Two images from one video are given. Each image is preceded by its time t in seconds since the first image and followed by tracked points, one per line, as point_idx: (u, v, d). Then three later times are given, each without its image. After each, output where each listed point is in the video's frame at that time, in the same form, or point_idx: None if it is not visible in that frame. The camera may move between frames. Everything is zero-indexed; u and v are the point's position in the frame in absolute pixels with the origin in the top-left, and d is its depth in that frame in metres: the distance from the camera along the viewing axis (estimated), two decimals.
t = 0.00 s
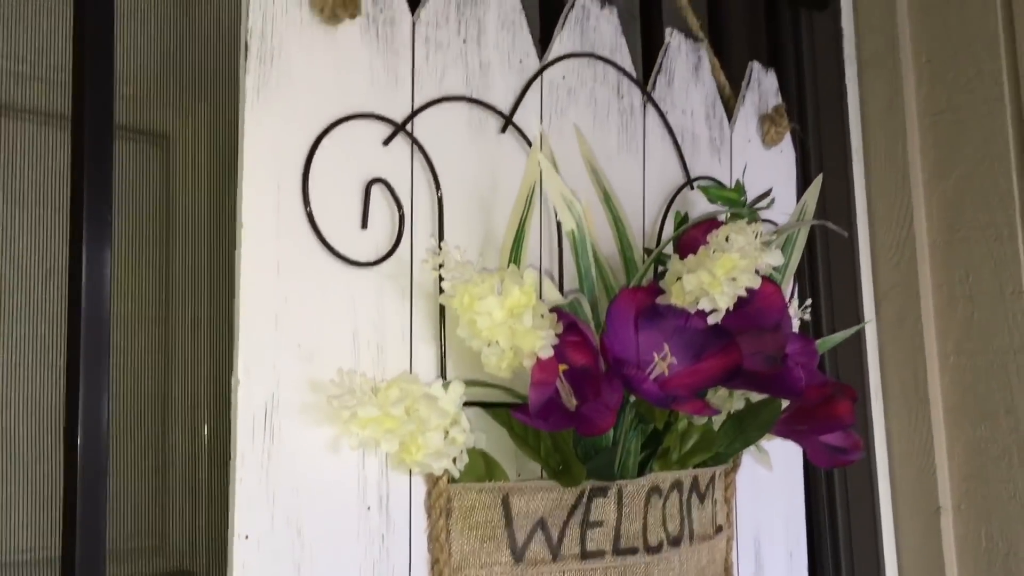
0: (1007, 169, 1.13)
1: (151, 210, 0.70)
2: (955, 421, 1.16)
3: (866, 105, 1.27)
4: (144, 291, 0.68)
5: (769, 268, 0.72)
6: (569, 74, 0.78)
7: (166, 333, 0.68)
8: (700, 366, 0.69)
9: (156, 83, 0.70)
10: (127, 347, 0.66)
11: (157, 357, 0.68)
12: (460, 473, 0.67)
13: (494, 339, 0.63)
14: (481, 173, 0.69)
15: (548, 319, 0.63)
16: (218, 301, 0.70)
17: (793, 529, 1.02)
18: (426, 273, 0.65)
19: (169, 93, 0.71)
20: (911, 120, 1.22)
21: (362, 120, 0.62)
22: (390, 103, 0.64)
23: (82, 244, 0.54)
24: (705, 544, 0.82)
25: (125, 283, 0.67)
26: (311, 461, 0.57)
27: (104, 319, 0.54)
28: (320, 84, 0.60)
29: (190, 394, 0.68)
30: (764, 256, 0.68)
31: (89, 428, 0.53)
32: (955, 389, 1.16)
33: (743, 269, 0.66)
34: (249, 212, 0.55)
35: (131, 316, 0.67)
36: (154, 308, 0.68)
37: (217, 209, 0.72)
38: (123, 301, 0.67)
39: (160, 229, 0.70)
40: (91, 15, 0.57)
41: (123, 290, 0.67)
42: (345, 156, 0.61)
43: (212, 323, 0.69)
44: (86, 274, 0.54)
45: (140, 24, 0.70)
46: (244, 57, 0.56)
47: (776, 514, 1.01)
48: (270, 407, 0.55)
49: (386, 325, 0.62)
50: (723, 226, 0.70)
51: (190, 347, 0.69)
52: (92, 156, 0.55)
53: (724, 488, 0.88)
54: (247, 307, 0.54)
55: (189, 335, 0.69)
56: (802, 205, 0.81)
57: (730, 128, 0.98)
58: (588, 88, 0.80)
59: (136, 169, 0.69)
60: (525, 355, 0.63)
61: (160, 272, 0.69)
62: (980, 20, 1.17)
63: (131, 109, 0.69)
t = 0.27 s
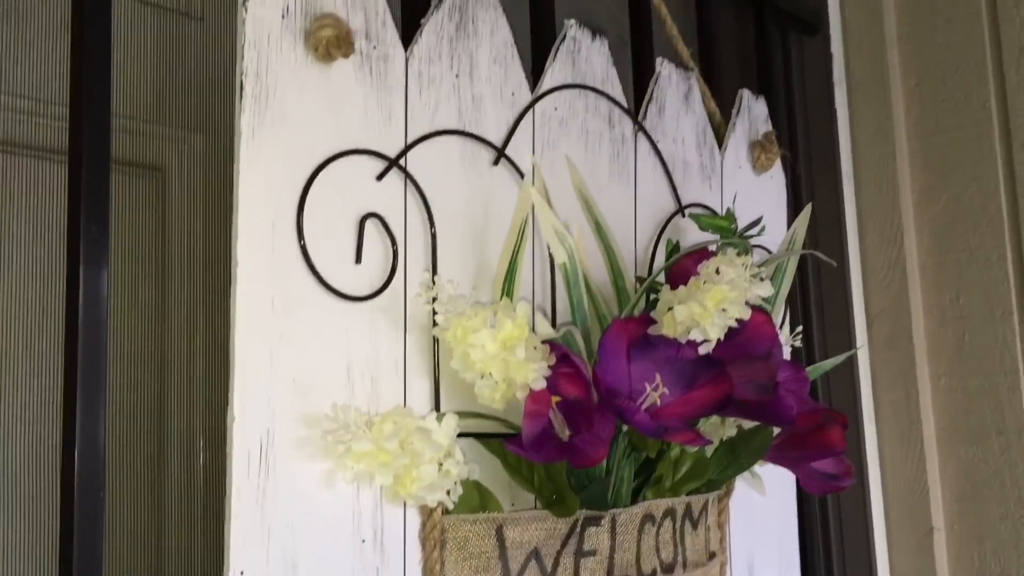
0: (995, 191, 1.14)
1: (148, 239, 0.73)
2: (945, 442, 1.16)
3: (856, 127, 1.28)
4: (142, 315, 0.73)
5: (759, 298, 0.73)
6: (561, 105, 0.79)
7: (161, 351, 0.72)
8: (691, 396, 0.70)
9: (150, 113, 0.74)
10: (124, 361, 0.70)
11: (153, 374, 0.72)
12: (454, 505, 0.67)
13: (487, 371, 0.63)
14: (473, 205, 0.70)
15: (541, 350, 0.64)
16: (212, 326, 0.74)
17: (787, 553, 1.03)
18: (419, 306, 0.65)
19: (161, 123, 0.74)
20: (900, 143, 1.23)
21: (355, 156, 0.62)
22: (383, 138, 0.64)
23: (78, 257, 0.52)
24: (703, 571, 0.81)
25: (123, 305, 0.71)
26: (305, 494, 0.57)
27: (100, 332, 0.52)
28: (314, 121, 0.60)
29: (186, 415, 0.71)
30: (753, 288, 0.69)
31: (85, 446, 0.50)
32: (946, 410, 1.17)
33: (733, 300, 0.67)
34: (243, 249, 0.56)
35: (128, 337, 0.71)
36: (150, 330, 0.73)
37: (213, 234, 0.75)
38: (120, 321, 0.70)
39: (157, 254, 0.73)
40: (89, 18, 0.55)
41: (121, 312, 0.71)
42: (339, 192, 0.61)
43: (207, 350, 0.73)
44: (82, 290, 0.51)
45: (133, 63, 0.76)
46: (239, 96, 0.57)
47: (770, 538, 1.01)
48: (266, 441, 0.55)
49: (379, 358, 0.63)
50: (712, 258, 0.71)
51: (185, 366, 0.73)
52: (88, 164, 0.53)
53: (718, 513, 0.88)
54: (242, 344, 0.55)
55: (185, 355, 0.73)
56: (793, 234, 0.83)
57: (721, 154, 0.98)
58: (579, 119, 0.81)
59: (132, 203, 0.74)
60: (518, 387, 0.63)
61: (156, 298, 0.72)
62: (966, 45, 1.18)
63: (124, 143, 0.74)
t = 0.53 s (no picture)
0: (990, 208, 1.15)
1: (147, 260, 0.73)
2: (941, 458, 1.17)
3: (851, 144, 1.28)
4: (141, 339, 0.71)
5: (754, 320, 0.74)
6: (557, 128, 0.80)
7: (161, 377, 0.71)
8: (687, 417, 0.70)
9: (150, 136, 0.74)
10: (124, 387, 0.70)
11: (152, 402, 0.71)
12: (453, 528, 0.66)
13: (485, 394, 0.64)
14: (471, 229, 0.71)
15: (539, 373, 0.64)
16: (211, 349, 0.74)
17: (784, 569, 1.03)
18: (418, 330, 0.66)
19: (164, 146, 0.74)
20: (895, 159, 1.24)
21: (355, 182, 0.63)
22: (382, 163, 0.65)
23: (81, 272, 0.52)
24: None
25: (122, 330, 0.70)
26: (305, 520, 0.58)
27: (102, 345, 0.52)
28: (313, 148, 0.61)
29: (186, 445, 0.73)
30: (749, 310, 0.69)
31: (88, 458, 0.50)
32: (943, 426, 1.17)
33: (729, 322, 0.68)
34: (243, 276, 0.56)
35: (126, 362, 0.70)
36: (150, 355, 0.71)
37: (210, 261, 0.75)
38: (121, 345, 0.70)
39: (156, 275, 0.72)
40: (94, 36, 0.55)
41: (120, 335, 0.70)
42: (338, 218, 0.62)
43: (208, 377, 0.73)
44: (84, 304, 0.52)
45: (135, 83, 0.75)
46: (239, 124, 0.57)
47: (767, 555, 1.01)
48: (266, 466, 0.56)
49: (378, 382, 0.63)
50: (708, 281, 0.71)
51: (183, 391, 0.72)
52: (91, 180, 0.53)
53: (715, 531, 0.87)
54: (243, 370, 0.55)
55: (184, 381, 0.72)
56: (787, 255, 0.84)
57: (717, 173, 0.99)
58: (576, 141, 0.82)
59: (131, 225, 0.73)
60: (516, 410, 0.64)
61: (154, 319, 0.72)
62: (961, 62, 1.19)
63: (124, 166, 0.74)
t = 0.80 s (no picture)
0: (994, 213, 1.15)
1: (156, 276, 0.80)
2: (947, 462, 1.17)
3: (854, 149, 1.29)
4: (152, 349, 0.79)
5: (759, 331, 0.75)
6: (562, 138, 0.80)
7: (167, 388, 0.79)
8: (693, 427, 0.70)
9: (157, 151, 0.80)
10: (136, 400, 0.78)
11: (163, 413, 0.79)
12: (461, 538, 0.67)
13: (492, 406, 0.64)
14: (476, 240, 0.71)
15: (544, 384, 0.65)
16: (216, 363, 0.84)
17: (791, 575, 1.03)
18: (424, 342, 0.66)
19: (175, 163, 0.81)
20: (898, 164, 1.24)
21: (361, 195, 0.63)
22: (388, 175, 0.65)
23: (88, 275, 0.53)
24: None
25: (135, 331, 0.76)
26: (313, 532, 0.58)
27: (109, 346, 0.53)
28: (319, 161, 0.61)
29: (191, 452, 0.81)
30: (753, 320, 0.69)
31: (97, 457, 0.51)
32: (948, 431, 1.17)
33: (734, 333, 0.68)
34: (250, 290, 0.56)
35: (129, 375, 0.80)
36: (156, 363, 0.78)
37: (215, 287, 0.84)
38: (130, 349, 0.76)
39: (164, 289, 0.80)
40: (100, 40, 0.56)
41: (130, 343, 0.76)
42: (345, 230, 0.62)
43: (213, 391, 0.83)
44: (92, 308, 0.52)
45: (141, 80, 0.80)
46: (246, 139, 0.57)
47: (773, 561, 1.01)
48: (274, 479, 0.56)
49: (385, 394, 0.63)
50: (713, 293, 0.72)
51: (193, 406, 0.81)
52: (99, 182, 0.54)
53: (722, 539, 0.87)
54: (250, 384, 0.56)
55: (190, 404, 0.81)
56: (792, 264, 0.84)
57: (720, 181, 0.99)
58: (580, 151, 0.82)
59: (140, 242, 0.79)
60: (522, 421, 0.64)
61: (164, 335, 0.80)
62: (964, 68, 1.19)
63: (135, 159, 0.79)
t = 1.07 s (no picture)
0: (1011, 212, 1.14)
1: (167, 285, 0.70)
2: (966, 463, 1.16)
3: (869, 148, 1.27)
4: (160, 362, 0.69)
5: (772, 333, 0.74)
6: (574, 141, 0.80)
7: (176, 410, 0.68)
8: (708, 431, 0.70)
9: (163, 155, 0.71)
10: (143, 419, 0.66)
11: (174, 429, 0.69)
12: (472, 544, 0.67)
13: (504, 411, 0.64)
14: (487, 245, 0.71)
15: (557, 390, 0.65)
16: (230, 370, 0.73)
17: None
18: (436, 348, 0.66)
19: (187, 168, 0.72)
20: (914, 163, 1.23)
21: (372, 201, 0.63)
22: (398, 181, 0.65)
23: (99, 276, 0.53)
24: None
25: (143, 353, 0.67)
26: (325, 540, 0.58)
27: (122, 344, 0.53)
28: (330, 167, 0.61)
29: (206, 460, 0.70)
30: (766, 327, 0.70)
31: (111, 457, 0.51)
32: (966, 431, 1.16)
33: (747, 336, 0.68)
34: (261, 298, 0.56)
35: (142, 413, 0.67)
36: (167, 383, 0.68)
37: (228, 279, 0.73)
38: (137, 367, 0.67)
39: (174, 298, 0.70)
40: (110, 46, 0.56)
41: (140, 358, 0.67)
42: (355, 237, 0.62)
43: (227, 398, 0.72)
44: (104, 308, 0.52)
45: (150, 110, 0.70)
46: (256, 146, 0.57)
47: (788, 563, 1.01)
48: (286, 488, 0.56)
49: (397, 401, 0.63)
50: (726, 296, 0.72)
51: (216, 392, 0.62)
52: (110, 185, 0.54)
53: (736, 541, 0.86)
54: (262, 393, 0.56)
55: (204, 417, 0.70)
56: (806, 265, 0.84)
57: (733, 182, 0.99)
58: (592, 153, 0.81)
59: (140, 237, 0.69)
60: (535, 426, 0.64)
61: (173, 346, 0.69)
62: (980, 66, 1.18)
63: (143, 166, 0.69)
